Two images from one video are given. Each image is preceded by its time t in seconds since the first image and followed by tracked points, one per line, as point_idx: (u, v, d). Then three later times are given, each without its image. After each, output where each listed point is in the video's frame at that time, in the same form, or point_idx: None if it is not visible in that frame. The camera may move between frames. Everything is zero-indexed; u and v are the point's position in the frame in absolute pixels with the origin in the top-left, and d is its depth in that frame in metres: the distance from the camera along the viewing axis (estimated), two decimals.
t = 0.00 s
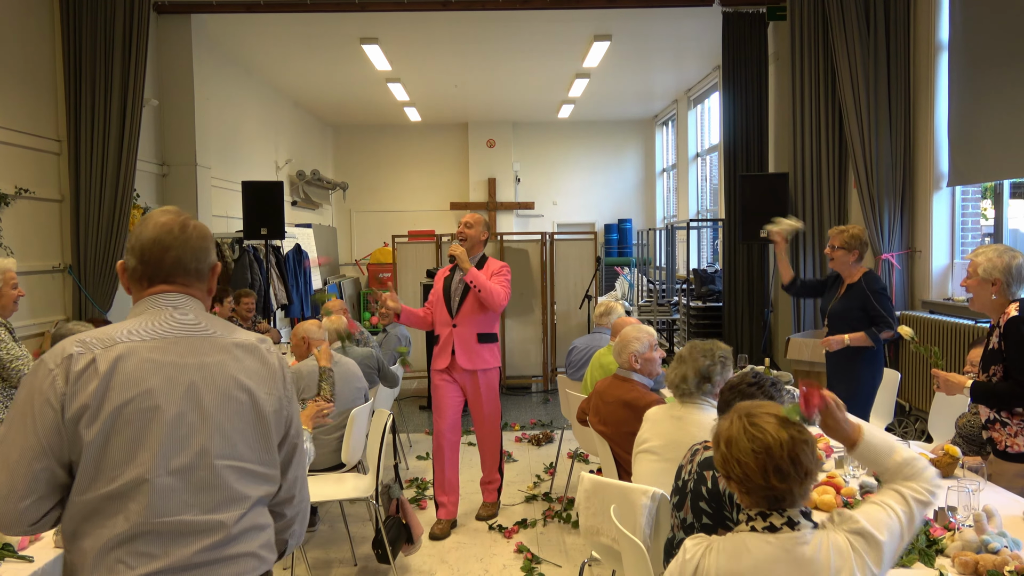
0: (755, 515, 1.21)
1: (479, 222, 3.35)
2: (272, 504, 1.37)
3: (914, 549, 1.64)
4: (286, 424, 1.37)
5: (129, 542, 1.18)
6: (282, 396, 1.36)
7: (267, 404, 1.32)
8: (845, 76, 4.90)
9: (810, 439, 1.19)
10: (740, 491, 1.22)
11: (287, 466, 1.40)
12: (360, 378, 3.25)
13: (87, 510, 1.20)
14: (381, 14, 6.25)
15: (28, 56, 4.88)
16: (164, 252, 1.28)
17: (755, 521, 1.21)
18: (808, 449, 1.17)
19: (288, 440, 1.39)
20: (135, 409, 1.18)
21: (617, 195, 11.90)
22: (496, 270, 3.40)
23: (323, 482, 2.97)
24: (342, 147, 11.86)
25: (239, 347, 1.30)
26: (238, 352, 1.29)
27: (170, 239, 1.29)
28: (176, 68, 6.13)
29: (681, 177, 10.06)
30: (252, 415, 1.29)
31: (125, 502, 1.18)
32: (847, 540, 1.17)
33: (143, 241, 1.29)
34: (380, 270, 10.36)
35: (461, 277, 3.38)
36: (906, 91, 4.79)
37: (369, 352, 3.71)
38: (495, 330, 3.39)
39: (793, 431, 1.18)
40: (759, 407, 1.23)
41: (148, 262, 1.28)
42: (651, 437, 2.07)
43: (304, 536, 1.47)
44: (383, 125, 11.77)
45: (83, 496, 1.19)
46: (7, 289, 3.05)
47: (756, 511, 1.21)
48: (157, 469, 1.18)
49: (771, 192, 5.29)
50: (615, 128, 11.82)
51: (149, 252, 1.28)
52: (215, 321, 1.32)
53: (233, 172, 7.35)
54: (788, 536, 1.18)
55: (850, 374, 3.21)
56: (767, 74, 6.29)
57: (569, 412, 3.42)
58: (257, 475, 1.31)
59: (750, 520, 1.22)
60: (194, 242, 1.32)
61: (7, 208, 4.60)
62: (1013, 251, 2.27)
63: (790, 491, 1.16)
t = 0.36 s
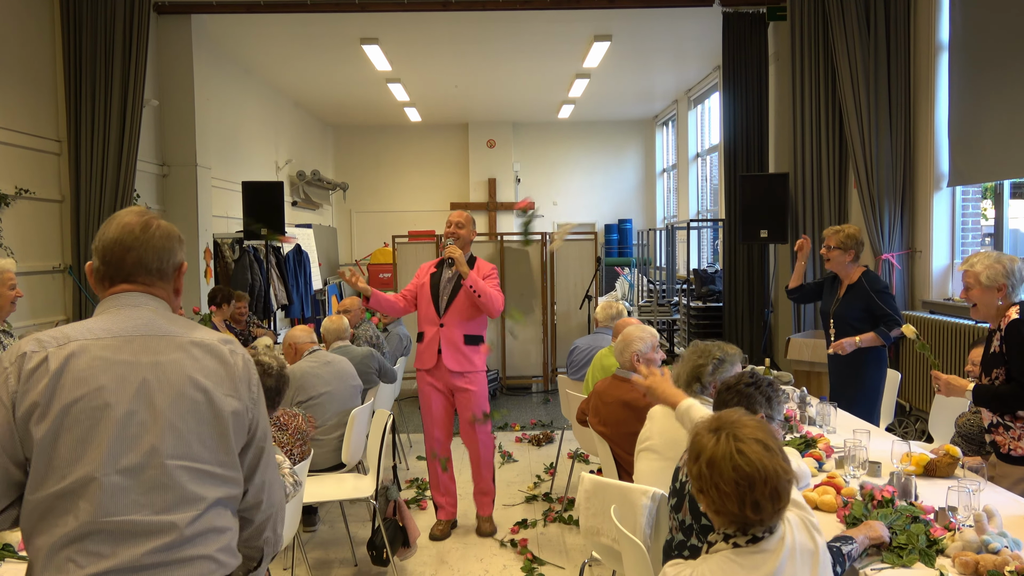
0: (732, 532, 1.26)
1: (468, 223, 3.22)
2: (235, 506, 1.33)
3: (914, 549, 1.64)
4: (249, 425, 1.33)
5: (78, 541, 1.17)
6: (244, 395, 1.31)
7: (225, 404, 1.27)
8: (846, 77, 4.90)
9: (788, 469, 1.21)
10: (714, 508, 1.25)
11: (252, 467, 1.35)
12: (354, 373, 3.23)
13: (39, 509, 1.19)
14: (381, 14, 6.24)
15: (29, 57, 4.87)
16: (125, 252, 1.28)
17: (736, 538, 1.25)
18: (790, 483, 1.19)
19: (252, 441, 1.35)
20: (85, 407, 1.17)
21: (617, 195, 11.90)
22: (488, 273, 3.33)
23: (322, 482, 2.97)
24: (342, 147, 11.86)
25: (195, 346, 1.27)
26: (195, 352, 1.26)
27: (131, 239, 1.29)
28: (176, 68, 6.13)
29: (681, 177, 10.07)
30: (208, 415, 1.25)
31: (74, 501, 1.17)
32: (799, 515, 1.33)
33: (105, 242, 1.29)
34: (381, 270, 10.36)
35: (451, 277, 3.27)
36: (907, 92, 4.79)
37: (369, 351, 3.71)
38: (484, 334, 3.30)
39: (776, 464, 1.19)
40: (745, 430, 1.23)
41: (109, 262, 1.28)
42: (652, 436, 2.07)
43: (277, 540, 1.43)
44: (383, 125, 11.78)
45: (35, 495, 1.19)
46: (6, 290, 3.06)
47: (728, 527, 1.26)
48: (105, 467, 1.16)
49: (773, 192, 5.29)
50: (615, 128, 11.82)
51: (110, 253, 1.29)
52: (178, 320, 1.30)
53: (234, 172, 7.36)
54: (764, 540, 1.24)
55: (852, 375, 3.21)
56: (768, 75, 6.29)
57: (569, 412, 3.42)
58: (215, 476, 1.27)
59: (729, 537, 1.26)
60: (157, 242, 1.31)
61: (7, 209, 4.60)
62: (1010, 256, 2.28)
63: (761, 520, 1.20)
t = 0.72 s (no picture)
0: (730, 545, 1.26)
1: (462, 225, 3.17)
2: (209, 506, 1.33)
3: (914, 549, 1.63)
4: (222, 425, 1.33)
5: (49, 543, 1.16)
6: (217, 395, 1.31)
7: (197, 403, 1.27)
8: (846, 77, 4.90)
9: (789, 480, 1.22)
10: (714, 520, 1.24)
11: (227, 467, 1.36)
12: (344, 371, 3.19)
13: (8, 511, 1.18)
14: (380, 15, 6.25)
15: (28, 58, 4.87)
16: (94, 254, 1.27)
17: (736, 552, 1.25)
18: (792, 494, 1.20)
19: (226, 441, 1.35)
20: (54, 408, 1.17)
21: (617, 195, 11.89)
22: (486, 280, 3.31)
23: (323, 483, 2.97)
24: (342, 147, 11.86)
25: (167, 346, 1.26)
26: (166, 351, 1.26)
27: (102, 240, 1.28)
28: (177, 68, 6.13)
29: (681, 177, 10.07)
30: (180, 414, 1.25)
31: (43, 503, 1.16)
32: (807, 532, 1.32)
33: (75, 243, 1.28)
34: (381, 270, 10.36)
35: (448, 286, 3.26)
36: (906, 94, 4.79)
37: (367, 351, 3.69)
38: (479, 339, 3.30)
39: (778, 475, 1.19)
40: (746, 441, 1.23)
41: (79, 263, 1.27)
42: (656, 434, 2.06)
43: (262, 540, 1.44)
44: (383, 126, 11.78)
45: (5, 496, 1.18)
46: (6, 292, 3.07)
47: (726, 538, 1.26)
48: (74, 468, 1.16)
49: (773, 192, 5.29)
50: (615, 128, 11.82)
51: (80, 254, 1.28)
52: (149, 321, 1.30)
53: (234, 172, 7.36)
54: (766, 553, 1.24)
55: (851, 374, 3.22)
56: (768, 75, 6.29)
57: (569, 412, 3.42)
58: (188, 476, 1.27)
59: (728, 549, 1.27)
60: (128, 243, 1.30)
61: (8, 209, 4.60)
62: (1004, 252, 2.26)
63: (764, 532, 1.21)
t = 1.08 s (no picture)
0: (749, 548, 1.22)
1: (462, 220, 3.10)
2: (197, 507, 1.33)
3: (919, 548, 1.64)
4: (209, 425, 1.33)
5: (34, 542, 1.16)
6: (204, 396, 1.32)
7: (183, 402, 1.27)
8: (849, 75, 4.90)
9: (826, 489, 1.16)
10: (740, 520, 1.20)
11: (217, 468, 1.36)
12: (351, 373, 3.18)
13: None
14: (383, 14, 6.26)
15: (32, 58, 4.89)
16: (83, 254, 1.28)
17: (751, 555, 1.21)
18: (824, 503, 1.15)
19: (215, 441, 1.35)
20: (37, 405, 1.16)
21: (621, 194, 11.89)
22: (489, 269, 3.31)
23: (326, 482, 2.97)
24: (345, 147, 11.88)
25: (154, 345, 1.26)
26: (154, 350, 1.26)
27: (90, 240, 1.28)
28: (180, 67, 6.14)
29: (685, 176, 10.07)
30: (165, 413, 1.25)
31: (27, 501, 1.16)
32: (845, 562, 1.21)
33: (64, 243, 1.28)
34: (384, 269, 10.36)
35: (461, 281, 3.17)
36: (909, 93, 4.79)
37: (372, 350, 3.70)
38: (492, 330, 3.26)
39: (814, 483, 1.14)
40: (782, 442, 1.18)
41: (68, 263, 1.28)
42: (660, 433, 2.06)
43: (257, 541, 1.42)
44: (386, 126, 11.80)
45: None
46: (11, 292, 3.09)
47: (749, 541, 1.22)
48: (57, 466, 1.15)
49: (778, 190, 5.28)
50: (618, 127, 11.82)
51: (68, 254, 1.28)
52: (136, 321, 1.30)
53: (238, 172, 7.38)
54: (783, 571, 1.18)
55: (856, 374, 3.21)
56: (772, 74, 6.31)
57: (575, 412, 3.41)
58: (174, 476, 1.27)
59: (745, 552, 1.22)
60: (117, 244, 1.31)
61: (12, 209, 4.61)
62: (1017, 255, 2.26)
63: (791, 539, 1.16)
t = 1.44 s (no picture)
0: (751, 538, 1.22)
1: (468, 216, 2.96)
2: (213, 503, 1.33)
3: (929, 546, 1.60)
4: (224, 421, 1.33)
5: (52, 534, 1.17)
6: (219, 392, 1.32)
7: (198, 398, 1.28)
8: (860, 71, 4.89)
9: (805, 478, 1.14)
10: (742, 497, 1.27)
11: (232, 464, 1.36)
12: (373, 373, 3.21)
13: (15, 502, 1.20)
14: (391, 12, 6.26)
15: (44, 57, 4.92)
16: (103, 252, 1.29)
17: (748, 545, 1.21)
18: (816, 502, 1.14)
19: (229, 438, 1.35)
20: (55, 400, 1.18)
21: (630, 191, 11.87)
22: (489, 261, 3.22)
23: (336, 478, 2.98)
24: (353, 145, 11.91)
25: (170, 341, 1.27)
26: (169, 346, 1.26)
27: (110, 239, 1.29)
28: (192, 66, 6.17)
29: (694, 173, 10.04)
30: (180, 408, 1.25)
31: (45, 494, 1.17)
32: None
33: (84, 242, 1.30)
34: (393, 267, 10.39)
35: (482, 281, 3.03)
36: (920, 90, 4.77)
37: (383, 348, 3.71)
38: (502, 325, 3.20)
39: (785, 462, 1.16)
40: (795, 437, 1.18)
41: (88, 261, 1.29)
42: (669, 432, 2.06)
43: (266, 537, 1.43)
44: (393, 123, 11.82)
45: (11, 486, 1.20)
46: (23, 290, 3.11)
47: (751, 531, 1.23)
48: (74, 459, 1.17)
49: (790, 186, 5.27)
50: (627, 124, 11.81)
51: (89, 252, 1.30)
52: (154, 318, 1.31)
53: (248, 170, 7.41)
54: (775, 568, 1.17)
55: (867, 372, 3.20)
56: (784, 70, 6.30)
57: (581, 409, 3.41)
58: (189, 471, 1.27)
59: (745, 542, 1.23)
60: (136, 243, 1.31)
61: (24, 207, 4.64)
62: None
63: (760, 516, 1.19)
